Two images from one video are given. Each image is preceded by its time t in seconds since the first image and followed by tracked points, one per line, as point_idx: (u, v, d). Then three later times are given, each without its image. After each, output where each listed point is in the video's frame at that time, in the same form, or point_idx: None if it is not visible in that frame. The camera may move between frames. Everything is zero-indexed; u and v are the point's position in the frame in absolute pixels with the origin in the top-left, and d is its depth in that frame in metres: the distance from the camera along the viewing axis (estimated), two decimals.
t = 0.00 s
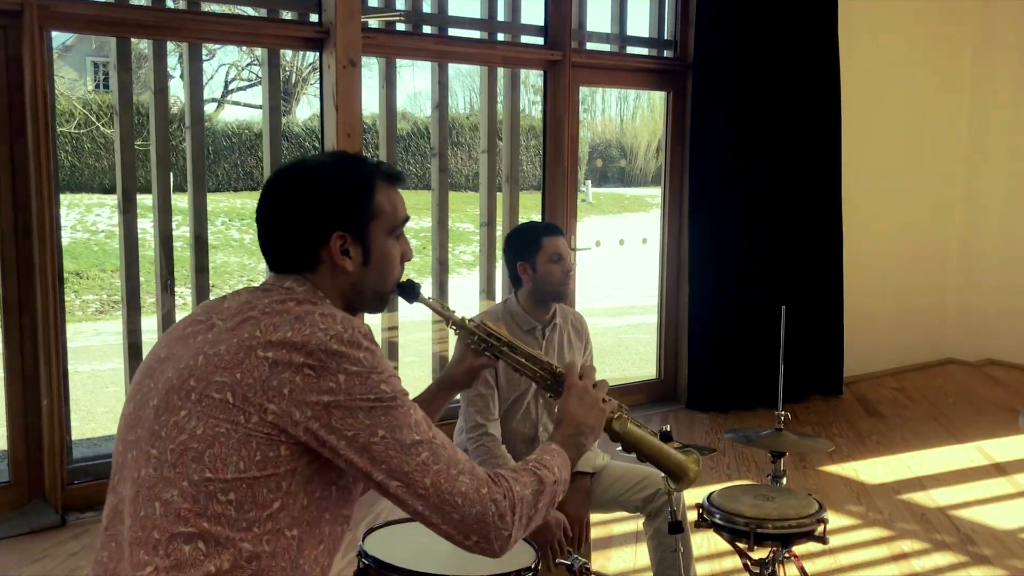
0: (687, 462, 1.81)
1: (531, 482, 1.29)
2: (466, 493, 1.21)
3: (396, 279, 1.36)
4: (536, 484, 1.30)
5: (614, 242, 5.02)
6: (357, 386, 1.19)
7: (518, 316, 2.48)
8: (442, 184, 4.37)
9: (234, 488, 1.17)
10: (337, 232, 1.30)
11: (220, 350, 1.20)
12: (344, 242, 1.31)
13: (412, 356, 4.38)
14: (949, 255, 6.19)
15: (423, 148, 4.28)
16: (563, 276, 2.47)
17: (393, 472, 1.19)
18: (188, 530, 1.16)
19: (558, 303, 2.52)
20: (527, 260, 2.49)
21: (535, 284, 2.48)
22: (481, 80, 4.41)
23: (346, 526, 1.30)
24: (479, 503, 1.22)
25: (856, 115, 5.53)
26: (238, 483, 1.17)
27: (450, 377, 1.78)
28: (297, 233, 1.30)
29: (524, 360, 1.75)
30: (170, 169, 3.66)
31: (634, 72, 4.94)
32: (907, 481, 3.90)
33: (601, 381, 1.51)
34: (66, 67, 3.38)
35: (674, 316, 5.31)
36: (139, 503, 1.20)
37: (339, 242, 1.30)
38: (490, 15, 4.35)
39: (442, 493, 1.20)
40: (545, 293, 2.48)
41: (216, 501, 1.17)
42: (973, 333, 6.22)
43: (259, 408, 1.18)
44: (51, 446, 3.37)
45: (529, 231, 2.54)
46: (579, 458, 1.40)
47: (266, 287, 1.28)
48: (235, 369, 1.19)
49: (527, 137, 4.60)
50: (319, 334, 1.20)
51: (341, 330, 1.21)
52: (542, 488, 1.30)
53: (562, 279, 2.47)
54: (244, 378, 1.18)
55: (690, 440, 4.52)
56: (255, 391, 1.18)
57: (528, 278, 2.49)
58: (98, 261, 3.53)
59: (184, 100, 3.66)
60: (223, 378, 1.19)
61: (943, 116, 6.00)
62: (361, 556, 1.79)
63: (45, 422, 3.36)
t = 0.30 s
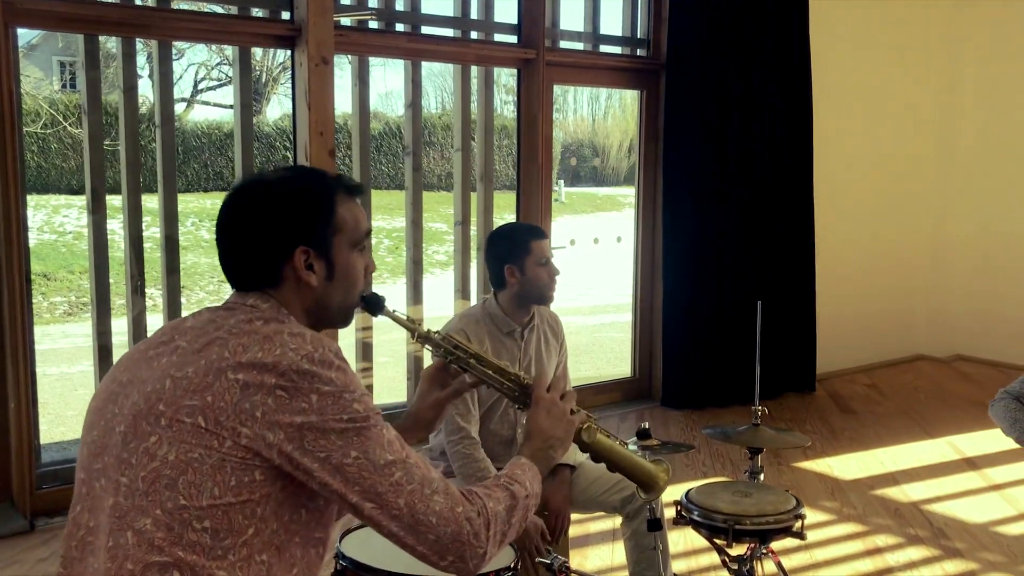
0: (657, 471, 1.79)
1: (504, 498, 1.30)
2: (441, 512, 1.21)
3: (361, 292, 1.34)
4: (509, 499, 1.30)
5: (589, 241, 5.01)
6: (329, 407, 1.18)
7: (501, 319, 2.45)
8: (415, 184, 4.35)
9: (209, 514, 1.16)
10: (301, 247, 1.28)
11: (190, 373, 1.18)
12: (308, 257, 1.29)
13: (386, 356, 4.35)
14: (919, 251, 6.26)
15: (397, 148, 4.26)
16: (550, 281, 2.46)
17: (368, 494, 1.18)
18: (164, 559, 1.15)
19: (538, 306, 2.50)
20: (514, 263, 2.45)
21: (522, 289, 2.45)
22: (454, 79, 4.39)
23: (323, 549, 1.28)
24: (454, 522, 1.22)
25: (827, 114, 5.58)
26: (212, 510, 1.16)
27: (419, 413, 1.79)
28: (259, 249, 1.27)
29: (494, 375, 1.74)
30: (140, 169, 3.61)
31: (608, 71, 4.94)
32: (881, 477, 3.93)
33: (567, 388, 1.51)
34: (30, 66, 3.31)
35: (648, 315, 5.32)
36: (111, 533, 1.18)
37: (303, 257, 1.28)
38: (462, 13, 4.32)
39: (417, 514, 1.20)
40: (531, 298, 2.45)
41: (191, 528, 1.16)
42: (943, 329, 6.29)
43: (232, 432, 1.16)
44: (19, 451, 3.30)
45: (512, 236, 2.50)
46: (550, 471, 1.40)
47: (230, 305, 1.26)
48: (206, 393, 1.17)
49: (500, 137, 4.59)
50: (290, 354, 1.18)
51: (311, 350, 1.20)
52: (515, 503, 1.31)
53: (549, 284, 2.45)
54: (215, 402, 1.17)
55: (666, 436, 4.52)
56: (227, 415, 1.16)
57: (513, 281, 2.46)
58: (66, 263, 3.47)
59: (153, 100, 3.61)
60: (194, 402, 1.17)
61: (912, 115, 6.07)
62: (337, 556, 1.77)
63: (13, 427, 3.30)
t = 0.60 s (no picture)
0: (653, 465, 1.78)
1: (478, 511, 1.26)
2: (409, 531, 1.17)
3: (364, 266, 1.33)
4: (483, 513, 1.26)
5: (566, 240, 5.02)
6: (304, 423, 1.13)
7: (481, 314, 2.45)
8: (392, 183, 4.34)
9: (170, 518, 1.13)
10: (298, 216, 1.27)
11: (166, 369, 1.14)
12: (307, 226, 1.27)
13: (363, 356, 4.33)
14: (893, 250, 6.32)
15: (373, 146, 4.25)
16: (530, 281, 2.42)
17: (335, 511, 1.15)
18: (119, 556, 1.12)
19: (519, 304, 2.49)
20: (498, 262, 2.41)
21: (504, 286, 2.42)
22: (430, 78, 4.37)
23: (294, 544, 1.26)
24: (421, 542, 1.18)
25: (802, 114, 5.61)
26: (174, 513, 1.13)
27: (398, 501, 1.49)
28: (255, 221, 1.26)
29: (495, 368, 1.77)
30: (113, 169, 3.57)
31: (584, 70, 4.94)
32: (857, 473, 3.96)
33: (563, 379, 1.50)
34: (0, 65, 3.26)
35: (625, 313, 5.33)
36: (72, 518, 1.16)
37: (302, 226, 1.27)
38: (439, 11, 4.31)
39: (383, 533, 1.16)
40: (513, 295, 2.43)
41: (150, 530, 1.13)
42: (916, 327, 6.35)
43: (201, 441, 1.13)
44: None
45: (495, 230, 2.46)
46: (535, 473, 1.38)
47: (225, 283, 1.24)
48: (179, 397, 1.13)
49: (477, 136, 4.58)
50: (270, 364, 1.13)
51: (292, 359, 1.15)
52: (490, 517, 1.27)
53: (531, 283, 2.42)
54: (187, 407, 1.13)
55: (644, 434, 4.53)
56: (198, 423, 1.13)
57: (496, 278, 2.43)
58: (37, 264, 3.42)
59: (126, 99, 3.57)
60: (166, 404, 1.13)
61: (886, 114, 6.12)
62: (315, 557, 1.76)
63: None
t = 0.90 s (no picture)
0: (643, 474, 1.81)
1: (453, 527, 1.25)
2: (379, 549, 1.16)
3: (341, 278, 1.33)
4: (458, 529, 1.26)
5: (544, 237, 5.02)
6: (273, 442, 1.13)
7: (459, 313, 2.44)
8: (370, 180, 4.32)
9: (135, 534, 1.11)
10: (277, 226, 1.27)
11: (133, 385, 1.13)
12: (285, 237, 1.27)
13: (341, 354, 4.31)
14: (868, 246, 6.37)
15: (350, 143, 4.22)
16: (510, 280, 2.41)
17: (305, 529, 1.14)
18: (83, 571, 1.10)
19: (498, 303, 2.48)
20: (478, 262, 2.39)
21: (484, 287, 2.41)
22: (408, 74, 4.35)
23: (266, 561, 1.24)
24: (393, 559, 1.17)
25: (778, 112, 5.65)
26: (139, 530, 1.12)
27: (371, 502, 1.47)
28: (232, 229, 1.26)
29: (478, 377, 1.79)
30: (87, 166, 3.53)
31: (562, 67, 4.94)
32: (833, 467, 3.99)
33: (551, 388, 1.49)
34: None
35: (603, 310, 5.34)
36: (37, 531, 1.14)
37: (280, 236, 1.27)
38: (416, 7, 4.29)
39: (353, 552, 1.15)
40: (492, 295, 2.42)
41: (114, 546, 1.11)
42: (891, 323, 6.40)
43: (168, 460, 1.12)
44: None
45: (480, 230, 2.44)
46: (514, 486, 1.38)
47: (198, 294, 1.24)
48: (146, 414, 1.12)
49: (455, 135, 4.57)
50: (240, 382, 1.12)
51: (262, 378, 1.14)
52: (463, 534, 1.26)
53: (510, 283, 2.41)
54: (154, 425, 1.11)
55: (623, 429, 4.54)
56: (166, 441, 1.11)
57: (475, 279, 2.41)
58: (9, 263, 3.38)
59: (100, 97, 3.53)
60: (132, 420, 1.12)
61: (861, 112, 6.17)
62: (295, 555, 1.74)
63: None
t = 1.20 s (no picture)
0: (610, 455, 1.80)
1: (422, 470, 1.27)
2: (355, 484, 1.18)
3: (290, 246, 1.32)
4: (428, 472, 1.27)
5: (524, 233, 5.03)
6: (249, 359, 1.16)
7: (442, 309, 2.43)
8: (349, 178, 4.30)
9: (118, 461, 1.16)
10: (224, 191, 1.25)
11: (108, 316, 1.17)
12: (232, 202, 1.26)
13: (319, 351, 4.29)
14: (845, 243, 6.41)
15: (329, 139, 4.21)
16: (492, 274, 2.41)
17: (282, 457, 1.15)
18: (67, 503, 1.15)
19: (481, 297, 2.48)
20: (459, 257, 2.39)
21: (466, 282, 2.40)
22: (386, 69, 4.34)
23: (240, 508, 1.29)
24: (367, 496, 1.19)
25: (756, 108, 5.68)
26: (122, 457, 1.16)
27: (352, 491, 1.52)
28: (179, 192, 1.25)
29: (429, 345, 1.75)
30: (62, 162, 3.50)
31: (541, 63, 4.94)
32: (811, 461, 4.02)
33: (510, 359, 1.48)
34: None
35: (583, 306, 5.35)
36: (15, 474, 1.18)
37: (226, 202, 1.25)
38: (395, 2, 4.28)
39: (329, 486, 1.16)
40: (474, 291, 2.42)
41: (98, 474, 1.15)
42: (868, 318, 6.46)
43: (148, 380, 1.15)
44: None
45: (460, 224, 2.44)
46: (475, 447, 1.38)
47: (151, 252, 1.24)
48: (124, 337, 1.16)
49: (433, 131, 4.56)
50: (213, 303, 1.16)
51: (234, 301, 1.18)
52: (434, 477, 1.27)
53: (492, 277, 2.40)
54: (135, 346, 1.16)
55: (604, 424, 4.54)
56: (146, 360, 1.15)
57: (455, 275, 2.41)
58: None
59: (76, 92, 3.49)
60: (110, 344, 1.16)
61: (838, 110, 6.22)
62: (276, 550, 1.73)
63: None
